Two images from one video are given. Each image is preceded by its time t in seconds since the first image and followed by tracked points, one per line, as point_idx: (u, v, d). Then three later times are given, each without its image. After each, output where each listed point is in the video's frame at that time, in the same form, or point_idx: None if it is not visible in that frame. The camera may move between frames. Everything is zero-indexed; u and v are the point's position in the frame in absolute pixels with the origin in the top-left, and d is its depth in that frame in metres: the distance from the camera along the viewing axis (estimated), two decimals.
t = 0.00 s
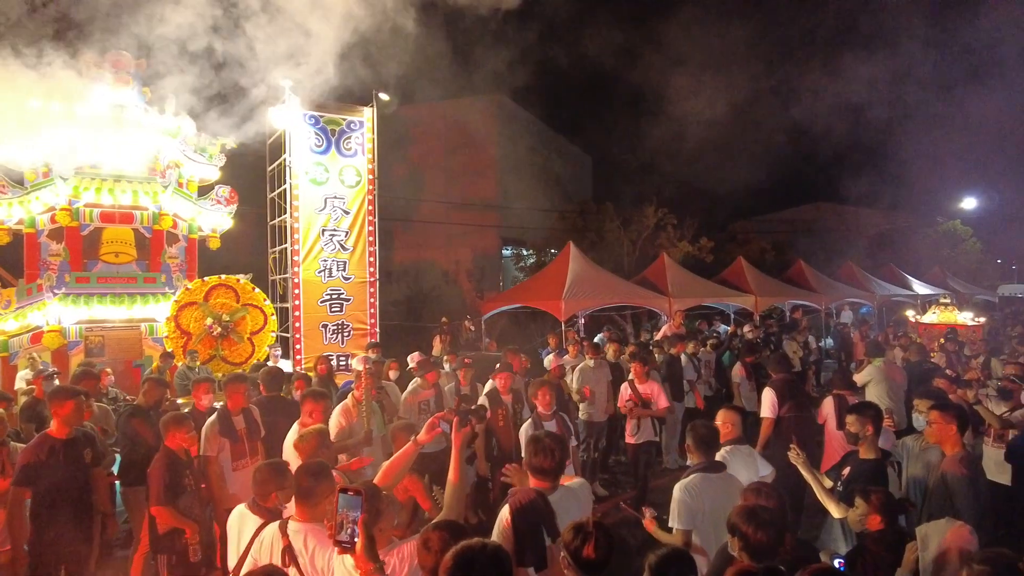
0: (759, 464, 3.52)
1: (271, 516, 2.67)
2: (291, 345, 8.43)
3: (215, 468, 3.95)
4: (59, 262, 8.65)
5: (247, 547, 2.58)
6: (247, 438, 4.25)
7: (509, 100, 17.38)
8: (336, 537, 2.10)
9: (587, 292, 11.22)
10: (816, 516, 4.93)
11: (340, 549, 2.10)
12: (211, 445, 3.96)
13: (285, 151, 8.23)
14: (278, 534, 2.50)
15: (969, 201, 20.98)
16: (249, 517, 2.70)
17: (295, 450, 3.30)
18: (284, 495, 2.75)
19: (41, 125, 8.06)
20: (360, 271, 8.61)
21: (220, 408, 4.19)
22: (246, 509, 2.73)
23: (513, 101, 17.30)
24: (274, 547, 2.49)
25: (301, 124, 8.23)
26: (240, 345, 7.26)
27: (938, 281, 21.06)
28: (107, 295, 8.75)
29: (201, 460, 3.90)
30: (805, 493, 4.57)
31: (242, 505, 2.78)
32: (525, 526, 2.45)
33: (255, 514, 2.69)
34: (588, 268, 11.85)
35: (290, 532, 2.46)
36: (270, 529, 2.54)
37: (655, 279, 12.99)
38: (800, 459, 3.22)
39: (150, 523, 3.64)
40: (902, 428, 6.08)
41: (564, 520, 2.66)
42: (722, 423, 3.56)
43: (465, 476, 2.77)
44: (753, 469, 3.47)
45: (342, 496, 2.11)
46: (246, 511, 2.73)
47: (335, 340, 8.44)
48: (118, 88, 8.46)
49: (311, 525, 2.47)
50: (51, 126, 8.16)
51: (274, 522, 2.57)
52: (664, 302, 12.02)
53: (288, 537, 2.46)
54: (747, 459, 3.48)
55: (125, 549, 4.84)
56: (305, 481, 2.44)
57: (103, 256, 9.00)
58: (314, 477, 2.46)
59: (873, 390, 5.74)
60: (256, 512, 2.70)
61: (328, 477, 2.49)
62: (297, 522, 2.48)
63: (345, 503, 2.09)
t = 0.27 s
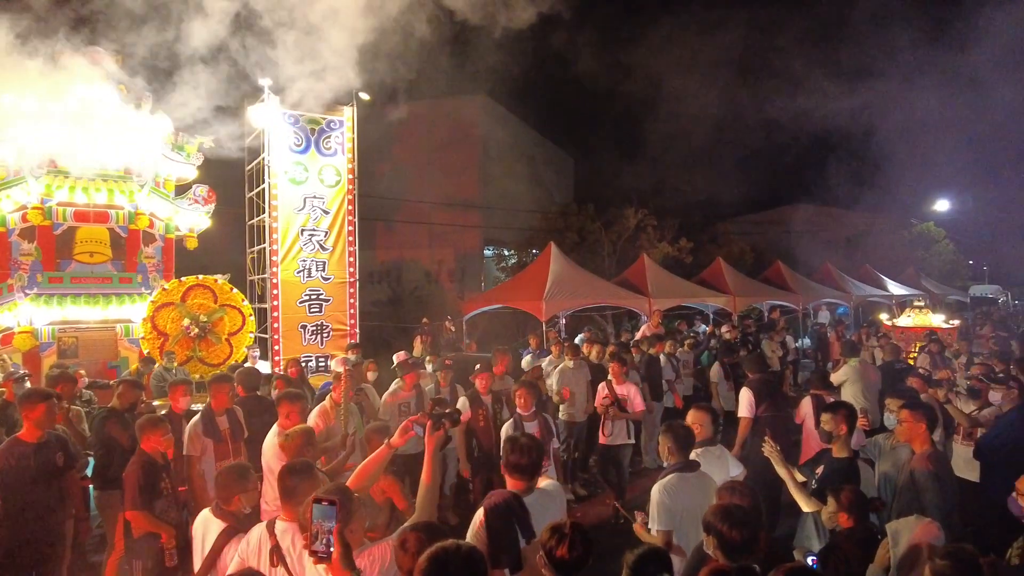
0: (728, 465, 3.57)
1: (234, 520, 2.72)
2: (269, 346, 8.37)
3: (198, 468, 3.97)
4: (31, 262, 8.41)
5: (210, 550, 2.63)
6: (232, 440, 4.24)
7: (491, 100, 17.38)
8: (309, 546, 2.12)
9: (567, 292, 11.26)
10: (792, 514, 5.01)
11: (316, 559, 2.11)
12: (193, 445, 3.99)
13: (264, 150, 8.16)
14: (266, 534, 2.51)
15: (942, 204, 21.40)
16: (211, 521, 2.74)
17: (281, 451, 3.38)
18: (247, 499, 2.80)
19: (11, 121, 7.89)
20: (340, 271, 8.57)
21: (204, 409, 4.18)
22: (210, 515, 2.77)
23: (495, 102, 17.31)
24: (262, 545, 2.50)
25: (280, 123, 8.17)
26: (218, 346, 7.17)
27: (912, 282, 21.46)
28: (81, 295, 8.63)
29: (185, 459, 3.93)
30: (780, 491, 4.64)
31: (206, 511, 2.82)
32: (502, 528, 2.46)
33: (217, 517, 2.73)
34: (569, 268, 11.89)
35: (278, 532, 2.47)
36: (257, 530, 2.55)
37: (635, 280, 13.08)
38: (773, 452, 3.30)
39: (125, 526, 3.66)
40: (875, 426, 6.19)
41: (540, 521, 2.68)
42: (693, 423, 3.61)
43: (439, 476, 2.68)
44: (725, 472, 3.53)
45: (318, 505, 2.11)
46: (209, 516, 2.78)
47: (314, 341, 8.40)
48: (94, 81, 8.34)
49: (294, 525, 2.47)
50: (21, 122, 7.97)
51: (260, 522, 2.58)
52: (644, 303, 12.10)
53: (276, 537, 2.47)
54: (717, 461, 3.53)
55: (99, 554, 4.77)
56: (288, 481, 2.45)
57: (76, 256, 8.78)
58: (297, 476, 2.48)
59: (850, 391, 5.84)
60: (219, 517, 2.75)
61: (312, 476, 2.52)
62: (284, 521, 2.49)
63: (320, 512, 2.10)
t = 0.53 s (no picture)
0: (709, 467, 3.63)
1: (190, 525, 2.69)
2: (247, 348, 8.30)
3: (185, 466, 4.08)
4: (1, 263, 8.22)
5: (166, 553, 2.61)
6: (222, 439, 4.32)
7: (472, 101, 17.38)
8: (289, 554, 2.10)
9: (548, 294, 11.30)
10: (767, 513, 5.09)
11: (294, 567, 2.10)
12: (182, 442, 4.10)
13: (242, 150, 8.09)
14: (251, 536, 2.56)
15: (916, 206, 21.79)
16: (168, 525, 2.71)
17: (267, 452, 3.41)
18: (203, 503, 2.75)
19: None
20: (319, 272, 8.53)
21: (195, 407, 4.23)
22: (167, 520, 2.74)
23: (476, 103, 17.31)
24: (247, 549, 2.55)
25: (259, 123, 8.11)
26: (195, 348, 7.08)
27: (886, 283, 21.85)
28: (54, 296, 8.50)
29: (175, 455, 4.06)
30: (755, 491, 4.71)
31: (163, 518, 2.78)
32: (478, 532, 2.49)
33: (174, 521, 2.70)
34: (549, 270, 11.94)
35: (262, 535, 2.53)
36: (242, 532, 2.61)
37: (615, 281, 13.16)
38: (743, 433, 3.53)
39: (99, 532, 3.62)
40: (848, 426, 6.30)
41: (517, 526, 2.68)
42: (671, 427, 3.64)
43: (410, 483, 2.70)
44: (706, 472, 3.60)
45: (296, 513, 2.10)
46: (166, 521, 2.74)
47: (292, 343, 8.34)
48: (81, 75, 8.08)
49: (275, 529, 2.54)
50: None
51: (245, 525, 2.64)
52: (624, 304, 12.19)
53: (260, 539, 2.53)
54: (696, 463, 3.59)
55: (72, 560, 4.70)
56: (274, 483, 2.61)
57: (48, 256, 8.59)
58: (282, 479, 2.63)
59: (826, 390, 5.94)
60: (176, 521, 2.72)
61: (296, 478, 2.68)
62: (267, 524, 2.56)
63: (299, 522, 2.08)
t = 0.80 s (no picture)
0: (691, 467, 3.68)
1: (155, 527, 2.69)
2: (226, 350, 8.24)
3: (177, 466, 4.09)
4: None
5: (131, 552, 2.61)
6: (215, 442, 4.31)
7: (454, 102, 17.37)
8: (269, 558, 2.11)
9: (529, 295, 11.34)
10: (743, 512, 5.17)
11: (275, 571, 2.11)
12: (177, 437, 4.10)
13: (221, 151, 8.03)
14: (234, 539, 2.60)
15: (891, 209, 22.18)
16: (133, 527, 2.71)
17: (252, 452, 3.42)
18: (168, 505, 2.78)
19: None
20: (299, 274, 8.49)
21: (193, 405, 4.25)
22: (130, 524, 2.74)
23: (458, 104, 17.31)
24: (230, 551, 2.60)
25: (239, 124, 8.05)
26: (173, 350, 7.01)
27: (862, 284, 22.22)
28: (28, 298, 8.39)
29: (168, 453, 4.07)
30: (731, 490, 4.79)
31: (127, 522, 2.78)
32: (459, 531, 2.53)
33: (139, 523, 2.70)
34: (531, 271, 11.97)
35: (244, 537, 2.56)
36: (226, 534, 2.65)
37: (596, 283, 13.24)
38: (716, 426, 3.74)
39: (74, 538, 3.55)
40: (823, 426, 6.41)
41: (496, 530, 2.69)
42: (653, 428, 3.74)
43: (386, 483, 2.70)
44: (687, 470, 3.65)
45: (278, 517, 2.11)
46: (131, 523, 2.74)
47: (272, 345, 8.30)
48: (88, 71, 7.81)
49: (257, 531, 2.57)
50: None
51: (229, 527, 2.68)
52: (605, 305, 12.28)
53: (243, 540, 2.56)
54: (677, 461, 3.63)
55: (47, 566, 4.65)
56: (257, 485, 2.66)
57: (22, 257, 8.50)
58: (266, 482, 2.68)
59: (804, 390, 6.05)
60: (141, 522, 2.72)
61: (279, 482, 2.72)
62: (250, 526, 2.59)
63: (280, 527, 2.10)
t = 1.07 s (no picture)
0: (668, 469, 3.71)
1: (126, 533, 2.67)
2: (205, 351, 8.16)
3: (161, 465, 4.05)
4: None
5: (103, 557, 2.60)
6: (202, 439, 4.30)
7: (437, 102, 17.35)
8: (245, 563, 2.09)
9: (511, 295, 11.35)
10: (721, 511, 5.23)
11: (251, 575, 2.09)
12: (164, 435, 4.09)
13: (201, 150, 7.94)
14: (213, 543, 2.60)
15: (869, 210, 22.52)
16: (102, 534, 2.69)
17: (233, 454, 3.40)
18: (139, 511, 2.74)
19: None
20: (279, 274, 8.43)
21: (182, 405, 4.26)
22: (101, 529, 2.72)
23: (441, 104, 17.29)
24: (209, 555, 2.60)
25: (218, 123, 7.97)
26: (151, 351, 6.93)
27: (840, 284, 22.52)
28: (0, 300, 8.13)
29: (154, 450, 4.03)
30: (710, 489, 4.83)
31: (99, 526, 2.77)
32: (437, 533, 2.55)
33: (109, 530, 2.68)
34: (513, 271, 11.98)
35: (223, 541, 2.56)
36: (204, 539, 2.65)
37: (579, 283, 13.28)
38: (692, 426, 3.69)
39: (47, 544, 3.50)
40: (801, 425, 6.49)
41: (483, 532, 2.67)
42: (631, 427, 3.74)
43: (364, 484, 2.70)
44: (666, 470, 3.68)
45: (254, 521, 2.09)
46: (100, 529, 2.73)
47: (252, 346, 8.23)
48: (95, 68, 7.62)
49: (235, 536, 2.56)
50: None
51: (208, 531, 2.68)
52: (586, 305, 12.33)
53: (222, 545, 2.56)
54: (654, 461, 3.66)
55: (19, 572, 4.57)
56: (236, 488, 2.65)
57: None
58: (244, 484, 2.68)
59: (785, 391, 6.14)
60: (112, 529, 2.70)
61: (257, 484, 2.72)
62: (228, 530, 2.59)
63: (257, 531, 2.07)
